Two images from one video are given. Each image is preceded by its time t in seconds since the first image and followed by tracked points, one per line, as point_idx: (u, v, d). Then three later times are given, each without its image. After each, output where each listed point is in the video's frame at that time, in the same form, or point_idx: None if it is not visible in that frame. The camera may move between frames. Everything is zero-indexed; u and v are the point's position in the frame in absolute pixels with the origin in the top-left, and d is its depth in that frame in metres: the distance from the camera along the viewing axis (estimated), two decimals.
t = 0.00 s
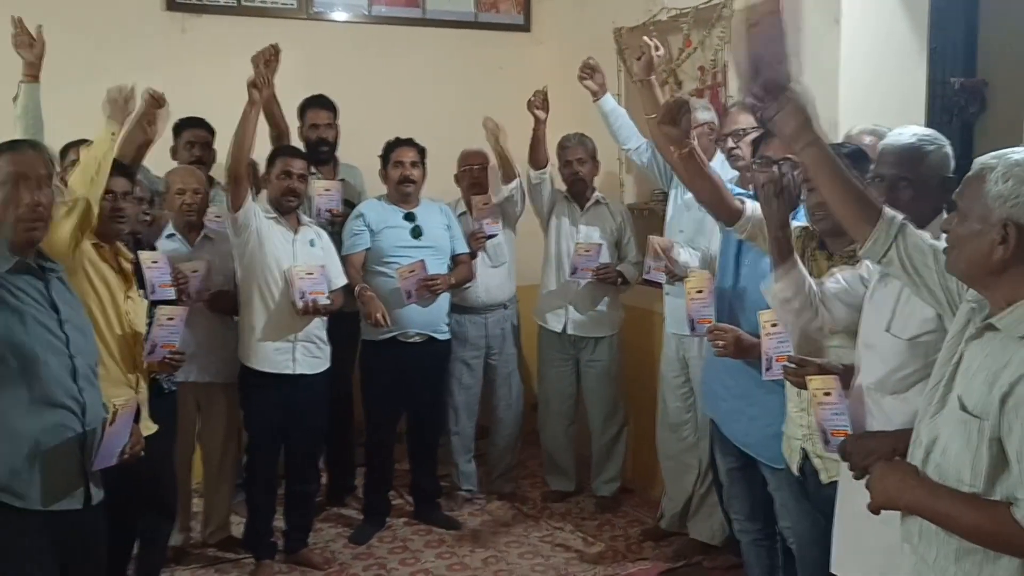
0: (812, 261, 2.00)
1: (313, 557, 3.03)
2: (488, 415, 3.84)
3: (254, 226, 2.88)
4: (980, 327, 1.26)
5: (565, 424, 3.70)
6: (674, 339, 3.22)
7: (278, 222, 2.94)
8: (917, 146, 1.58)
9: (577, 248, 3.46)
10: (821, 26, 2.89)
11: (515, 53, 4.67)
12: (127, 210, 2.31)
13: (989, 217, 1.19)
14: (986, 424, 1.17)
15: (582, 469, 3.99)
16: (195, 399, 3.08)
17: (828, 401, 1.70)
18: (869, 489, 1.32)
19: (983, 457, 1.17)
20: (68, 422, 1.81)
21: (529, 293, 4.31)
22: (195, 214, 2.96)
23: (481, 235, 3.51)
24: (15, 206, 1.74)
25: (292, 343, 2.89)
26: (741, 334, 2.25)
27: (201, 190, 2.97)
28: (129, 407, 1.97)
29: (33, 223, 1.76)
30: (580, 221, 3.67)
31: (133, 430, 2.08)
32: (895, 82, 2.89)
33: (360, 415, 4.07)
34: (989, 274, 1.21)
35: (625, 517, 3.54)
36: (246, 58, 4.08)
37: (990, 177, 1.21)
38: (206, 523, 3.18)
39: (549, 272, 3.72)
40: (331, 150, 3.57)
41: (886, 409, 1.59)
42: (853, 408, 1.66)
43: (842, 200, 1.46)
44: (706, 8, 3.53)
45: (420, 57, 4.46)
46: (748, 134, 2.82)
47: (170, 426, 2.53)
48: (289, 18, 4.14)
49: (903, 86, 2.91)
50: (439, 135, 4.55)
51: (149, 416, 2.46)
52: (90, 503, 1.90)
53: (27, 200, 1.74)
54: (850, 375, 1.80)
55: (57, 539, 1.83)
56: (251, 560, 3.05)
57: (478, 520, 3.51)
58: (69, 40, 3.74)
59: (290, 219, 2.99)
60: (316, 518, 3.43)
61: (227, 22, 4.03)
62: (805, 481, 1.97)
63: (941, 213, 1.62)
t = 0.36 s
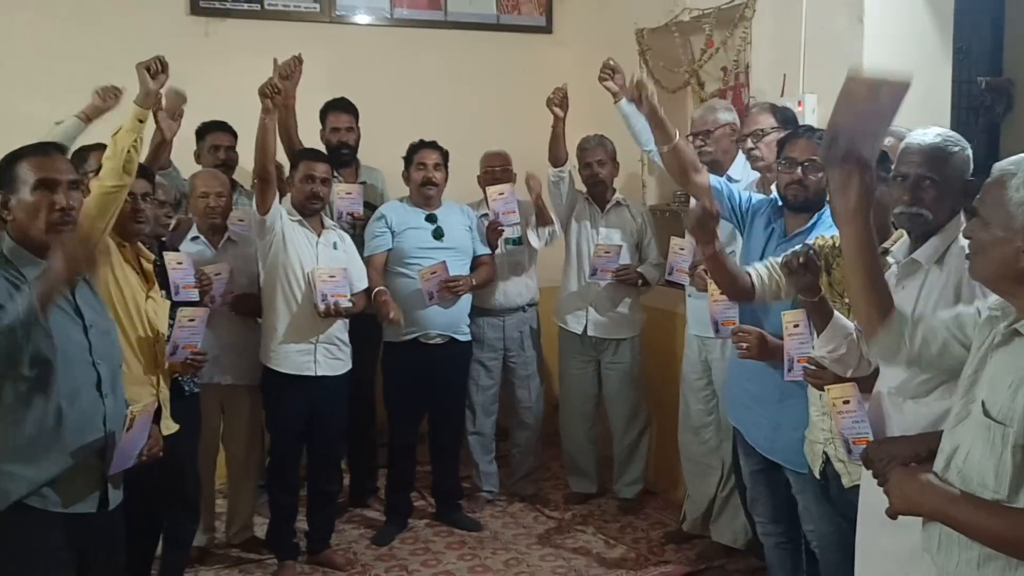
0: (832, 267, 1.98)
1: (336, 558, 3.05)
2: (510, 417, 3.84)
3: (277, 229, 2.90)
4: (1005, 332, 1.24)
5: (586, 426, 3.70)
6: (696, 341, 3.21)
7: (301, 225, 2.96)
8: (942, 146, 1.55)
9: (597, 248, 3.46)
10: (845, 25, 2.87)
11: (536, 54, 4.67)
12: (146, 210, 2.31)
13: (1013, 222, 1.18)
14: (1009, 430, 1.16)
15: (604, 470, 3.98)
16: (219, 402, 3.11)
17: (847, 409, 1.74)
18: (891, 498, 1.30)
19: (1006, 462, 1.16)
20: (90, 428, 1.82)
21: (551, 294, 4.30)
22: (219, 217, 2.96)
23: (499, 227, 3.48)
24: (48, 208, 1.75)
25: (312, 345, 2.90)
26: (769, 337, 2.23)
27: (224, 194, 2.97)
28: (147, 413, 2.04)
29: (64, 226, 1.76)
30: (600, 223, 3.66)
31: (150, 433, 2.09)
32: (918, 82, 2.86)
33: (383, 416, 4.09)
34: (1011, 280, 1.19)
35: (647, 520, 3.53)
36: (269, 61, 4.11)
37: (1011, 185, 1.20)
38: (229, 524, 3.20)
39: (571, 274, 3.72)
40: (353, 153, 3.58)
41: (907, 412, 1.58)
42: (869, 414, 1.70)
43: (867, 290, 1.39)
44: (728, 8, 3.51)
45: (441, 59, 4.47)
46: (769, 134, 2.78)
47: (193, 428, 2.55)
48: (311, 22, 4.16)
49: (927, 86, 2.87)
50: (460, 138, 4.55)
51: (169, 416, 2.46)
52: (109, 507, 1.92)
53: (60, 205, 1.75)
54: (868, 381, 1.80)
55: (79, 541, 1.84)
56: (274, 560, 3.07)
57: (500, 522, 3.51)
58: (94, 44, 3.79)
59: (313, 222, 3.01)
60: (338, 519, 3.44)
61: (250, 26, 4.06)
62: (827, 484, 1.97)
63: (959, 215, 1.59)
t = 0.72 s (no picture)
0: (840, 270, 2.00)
1: (350, 559, 3.06)
2: (525, 418, 3.83)
3: (291, 231, 2.91)
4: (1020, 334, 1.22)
5: (601, 428, 3.69)
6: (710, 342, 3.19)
7: (314, 227, 2.97)
8: (954, 148, 1.54)
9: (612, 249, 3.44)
10: (861, 24, 2.85)
11: (552, 55, 4.66)
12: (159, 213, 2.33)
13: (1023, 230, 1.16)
14: None
15: (619, 471, 3.97)
16: (233, 402, 3.12)
17: (857, 411, 1.71)
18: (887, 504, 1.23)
19: None
20: (102, 424, 1.82)
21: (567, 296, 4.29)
22: (231, 218, 2.97)
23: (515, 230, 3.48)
24: (73, 217, 1.76)
25: (328, 346, 2.91)
26: (785, 341, 2.21)
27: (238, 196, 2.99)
28: (161, 407, 1.98)
29: (87, 233, 1.78)
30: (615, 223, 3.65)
31: (165, 433, 2.08)
32: (935, 81, 2.83)
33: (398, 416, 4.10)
34: None
35: (662, 521, 3.52)
36: (284, 62, 4.13)
37: (1007, 197, 1.19)
38: (245, 524, 3.22)
39: (585, 275, 3.71)
40: (368, 154, 3.59)
41: (917, 414, 1.56)
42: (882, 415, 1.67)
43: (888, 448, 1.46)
44: (743, 8, 3.49)
45: (457, 60, 4.47)
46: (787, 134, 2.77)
47: (205, 430, 2.56)
48: (327, 23, 4.18)
49: (945, 85, 2.85)
50: (476, 138, 4.56)
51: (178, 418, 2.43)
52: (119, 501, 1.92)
53: (85, 213, 1.77)
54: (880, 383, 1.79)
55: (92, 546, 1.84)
56: (289, 560, 3.08)
57: (514, 523, 3.51)
58: (112, 47, 3.82)
59: (327, 224, 3.02)
60: (353, 519, 3.45)
61: (266, 28, 4.08)
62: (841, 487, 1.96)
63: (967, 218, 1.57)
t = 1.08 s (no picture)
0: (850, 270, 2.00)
1: (367, 555, 3.07)
2: (543, 416, 3.83)
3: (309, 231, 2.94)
4: None
5: (619, 427, 3.68)
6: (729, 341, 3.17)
7: (332, 226, 2.98)
8: (969, 148, 1.56)
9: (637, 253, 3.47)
10: (882, 20, 2.82)
11: (572, 52, 4.65)
12: (180, 210, 2.35)
13: None
14: None
15: (638, 470, 3.96)
16: (251, 399, 3.13)
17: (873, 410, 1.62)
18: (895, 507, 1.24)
19: None
20: (122, 423, 1.83)
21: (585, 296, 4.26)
22: (249, 217, 3.02)
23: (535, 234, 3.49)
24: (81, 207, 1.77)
25: (352, 346, 2.92)
26: (801, 342, 2.19)
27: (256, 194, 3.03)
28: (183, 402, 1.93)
29: (94, 227, 1.78)
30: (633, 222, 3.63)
31: (187, 431, 2.08)
32: (958, 78, 2.79)
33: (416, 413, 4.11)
34: None
35: (680, 520, 3.50)
36: (304, 61, 4.14)
37: (999, 203, 1.19)
38: (264, 520, 3.24)
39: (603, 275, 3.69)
40: (387, 152, 3.60)
41: (931, 414, 1.55)
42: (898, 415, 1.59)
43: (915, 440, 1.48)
44: (764, 4, 3.47)
45: (476, 58, 4.47)
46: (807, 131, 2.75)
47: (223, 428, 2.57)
48: (347, 22, 4.19)
49: (967, 81, 2.82)
50: (495, 136, 4.56)
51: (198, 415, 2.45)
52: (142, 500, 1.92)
53: (93, 204, 1.78)
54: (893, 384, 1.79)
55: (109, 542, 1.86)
56: (307, 556, 3.10)
57: (532, 521, 3.51)
58: (133, 47, 3.86)
59: (344, 222, 3.03)
60: (371, 516, 3.47)
61: (285, 27, 4.09)
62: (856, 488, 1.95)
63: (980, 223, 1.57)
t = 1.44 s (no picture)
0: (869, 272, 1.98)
1: (385, 554, 3.08)
2: (561, 415, 3.83)
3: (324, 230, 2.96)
4: None
5: (637, 426, 3.67)
6: (749, 341, 3.15)
7: (348, 225, 3.00)
8: (983, 150, 1.54)
9: (640, 253, 3.45)
10: (903, 19, 2.80)
11: (591, 51, 4.65)
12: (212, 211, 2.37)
13: None
14: None
15: (656, 470, 3.95)
16: (270, 398, 3.15)
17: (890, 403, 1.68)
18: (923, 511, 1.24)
19: None
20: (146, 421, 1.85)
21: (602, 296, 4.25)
22: (266, 216, 3.04)
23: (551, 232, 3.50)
24: (108, 205, 1.79)
25: (368, 345, 2.93)
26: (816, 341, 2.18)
27: (274, 193, 3.05)
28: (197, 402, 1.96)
29: (121, 223, 1.81)
30: (650, 221, 3.63)
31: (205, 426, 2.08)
32: (979, 77, 2.77)
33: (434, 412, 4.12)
34: None
35: (699, 521, 3.49)
36: (323, 62, 4.16)
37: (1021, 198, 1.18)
38: (283, 518, 3.26)
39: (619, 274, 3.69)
40: (405, 152, 3.61)
41: (947, 416, 1.54)
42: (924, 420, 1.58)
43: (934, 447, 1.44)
44: (784, 2, 3.45)
45: (496, 57, 4.48)
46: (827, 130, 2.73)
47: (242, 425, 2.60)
48: (366, 22, 4.21)
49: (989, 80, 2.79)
50: (515, 136, 4.56)
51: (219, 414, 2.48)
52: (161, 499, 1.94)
53: (118, 201, 1.80)
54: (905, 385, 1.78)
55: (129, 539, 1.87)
56: (326, 554, 3.12)
57: (550, 521, 3.51)
58: (155, 48, 3.89)
59: (359, 221, 3.04)
60: (390, 515, 3.48)
61: (306, 27, 4.11)
62: (869, 490, 1.94)
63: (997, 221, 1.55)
